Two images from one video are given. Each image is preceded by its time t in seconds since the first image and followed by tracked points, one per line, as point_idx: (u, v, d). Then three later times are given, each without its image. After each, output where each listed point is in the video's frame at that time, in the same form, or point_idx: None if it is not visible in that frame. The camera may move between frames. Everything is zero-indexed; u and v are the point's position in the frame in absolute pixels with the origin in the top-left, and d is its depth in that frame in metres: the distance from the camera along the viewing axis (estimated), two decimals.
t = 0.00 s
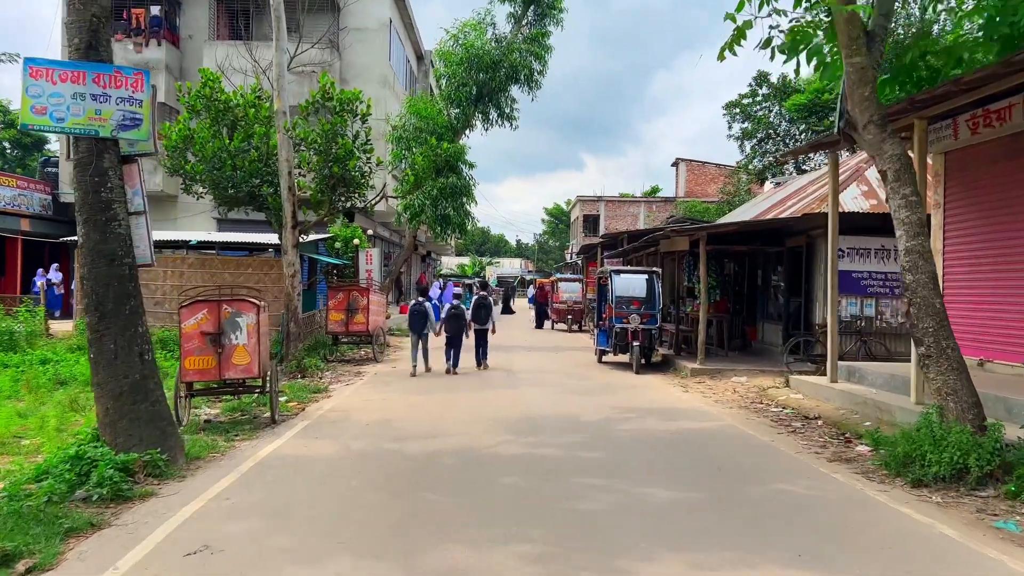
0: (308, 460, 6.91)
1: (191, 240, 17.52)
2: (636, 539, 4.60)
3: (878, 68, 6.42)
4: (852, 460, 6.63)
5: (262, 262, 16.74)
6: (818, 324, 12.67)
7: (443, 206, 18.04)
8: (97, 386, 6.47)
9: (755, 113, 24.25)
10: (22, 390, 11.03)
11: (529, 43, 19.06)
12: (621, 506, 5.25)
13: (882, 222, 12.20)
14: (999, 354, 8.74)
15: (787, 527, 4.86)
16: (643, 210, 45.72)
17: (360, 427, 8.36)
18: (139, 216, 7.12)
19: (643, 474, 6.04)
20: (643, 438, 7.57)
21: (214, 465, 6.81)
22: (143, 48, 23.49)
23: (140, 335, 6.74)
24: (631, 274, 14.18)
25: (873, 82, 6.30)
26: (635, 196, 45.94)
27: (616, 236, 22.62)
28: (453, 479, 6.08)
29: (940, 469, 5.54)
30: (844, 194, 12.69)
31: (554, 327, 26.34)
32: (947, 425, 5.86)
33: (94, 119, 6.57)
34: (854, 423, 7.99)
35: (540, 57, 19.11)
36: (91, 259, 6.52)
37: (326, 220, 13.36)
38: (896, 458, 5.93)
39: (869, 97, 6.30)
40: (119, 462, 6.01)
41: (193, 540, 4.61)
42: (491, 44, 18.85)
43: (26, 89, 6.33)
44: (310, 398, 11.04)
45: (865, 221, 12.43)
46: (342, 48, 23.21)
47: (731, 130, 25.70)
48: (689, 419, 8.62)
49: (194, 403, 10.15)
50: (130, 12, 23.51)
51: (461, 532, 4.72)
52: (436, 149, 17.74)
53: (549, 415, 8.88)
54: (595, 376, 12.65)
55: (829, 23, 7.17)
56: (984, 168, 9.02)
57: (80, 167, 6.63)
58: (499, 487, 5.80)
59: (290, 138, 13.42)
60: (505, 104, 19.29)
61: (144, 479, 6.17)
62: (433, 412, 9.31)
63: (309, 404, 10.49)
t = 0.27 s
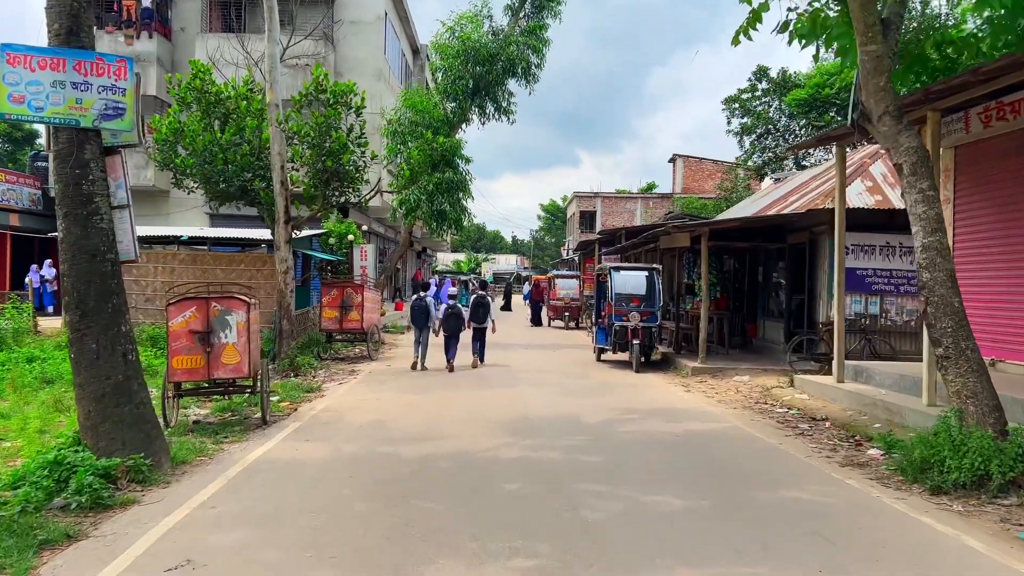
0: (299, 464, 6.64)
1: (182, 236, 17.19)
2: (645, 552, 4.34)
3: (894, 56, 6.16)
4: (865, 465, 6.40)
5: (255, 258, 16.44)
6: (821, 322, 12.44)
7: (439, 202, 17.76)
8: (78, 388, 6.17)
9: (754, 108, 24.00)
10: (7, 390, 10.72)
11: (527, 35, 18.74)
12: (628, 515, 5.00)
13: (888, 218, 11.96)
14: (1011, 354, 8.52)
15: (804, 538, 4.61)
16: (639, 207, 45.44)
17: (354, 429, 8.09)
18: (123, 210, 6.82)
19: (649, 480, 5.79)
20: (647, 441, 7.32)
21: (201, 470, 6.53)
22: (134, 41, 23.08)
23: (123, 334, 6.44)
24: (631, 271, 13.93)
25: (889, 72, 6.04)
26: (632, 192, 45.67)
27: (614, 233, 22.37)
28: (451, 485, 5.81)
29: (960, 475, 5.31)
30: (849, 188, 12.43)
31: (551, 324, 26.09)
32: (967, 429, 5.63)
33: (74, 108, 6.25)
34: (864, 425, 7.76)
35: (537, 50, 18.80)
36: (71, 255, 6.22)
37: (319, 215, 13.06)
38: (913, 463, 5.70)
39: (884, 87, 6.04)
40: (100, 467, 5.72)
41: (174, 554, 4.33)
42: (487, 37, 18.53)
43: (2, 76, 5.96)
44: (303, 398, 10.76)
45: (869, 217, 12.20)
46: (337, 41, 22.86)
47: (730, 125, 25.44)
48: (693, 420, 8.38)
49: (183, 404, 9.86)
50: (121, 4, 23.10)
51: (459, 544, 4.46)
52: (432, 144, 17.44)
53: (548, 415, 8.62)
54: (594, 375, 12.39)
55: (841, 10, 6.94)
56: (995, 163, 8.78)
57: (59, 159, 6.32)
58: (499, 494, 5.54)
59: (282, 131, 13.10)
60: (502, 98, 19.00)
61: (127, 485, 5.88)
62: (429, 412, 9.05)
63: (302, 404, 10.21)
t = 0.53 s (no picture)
0: (295, 469, 6.35)
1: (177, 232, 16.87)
2: (664, 567, 4.07)
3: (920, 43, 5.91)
4: (887, 470, 6.14)
5: (251, 254, 16.14)
6: (830, 321, 12.19)
7: (439, 197, 17.47)
8: (64, 389, 5.88)
9: (757, 104, 23.72)
10: None
11: (528, 29, 18.41)
12: (643, 525, 4.73)
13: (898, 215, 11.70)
14: None
15: (831, 551, 4.34)
16: (639, 204, 45.13)
17: (352, 431, 7.81)
18: (110, 203, 6.51)
19: (663, 488, 5.52)
20: (657, 444, 7.05)
21: (192, 475, 6.24)
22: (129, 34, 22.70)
23: (112, 333, 6.14)
24: (634, 269, 13.67)
25: (915, 59, 5.79)
26: (631, 190, 45.36)
27: (615, 230, 22.09)
28: (455, 492, 5.54)
29: (992, 483, 5.06)
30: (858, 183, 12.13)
31: (550, 322, 25.81)
32: (997, 434, 5.37)
33: (59, 96, 5.94)
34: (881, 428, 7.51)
35: (539, 43, 18.47)
36: (56, 249, 5.92)
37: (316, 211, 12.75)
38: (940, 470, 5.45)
39: (910, 75, 5.79)
40: (86, 474, 5.43)
41: (161, 570, 4.05)
42: (488, 30, 18.21)
43: None
44: (300, 398, 10.48)
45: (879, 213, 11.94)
46: (335, 35, 22.52)
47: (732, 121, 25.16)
48: (703, 423, 8.12)
49: (176, 404, 9.57)
50: None
51: (465, 558, 4.18)
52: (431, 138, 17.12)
53: (553, 417, 8.35)
54: (598, 374, 12.12)
55: None
56: (1013, 157, 8.52)
57: (44, 148, 6.01)
58: (505, 502, 5.27)
59: (278, 124, 12.78)
60: (502, 93, 18.70)
61: (114, 492, 5.60)
62: (430, 414, 8.76)
63: (298, 404, 9.92)
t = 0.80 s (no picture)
0: (289, 477, 6.11)
1: (171, 230, 16.58)
2: None
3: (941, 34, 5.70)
4: (905, 479, 5.92)
5: (246, 253, 15.88)
6: (837, 323, 11.98)
7: (438, 195, 17.22)
8: (47, 394, 5.63)
9: (758, 102, 23.50)
10: None
11: (528, 25, 18.13)
12: (656, 542, 4.50)
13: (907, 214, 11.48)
14: None
15: (857, 570, 4.11)
16: (638, 203, 44.86)
17: (349, 437, 7.56)
18: (96, 200, 6.24)
19: (675, 500, 5.29)
20: (666, 452, 6.82)
21: (182, 483, 5.99)
22: (123, 29, 22.34)
23: (98, 335, 5.87)
24: (637, 269, 13.42)
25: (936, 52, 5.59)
26: (630, 189, 45.11)
27: (615, 229, 21.86)
28: (457, 504, 5.30)
29: (1020, 495, 4.84)
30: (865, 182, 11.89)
31: (549, 322, 25.56)
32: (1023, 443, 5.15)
33: (43, 87, 5.67)
34: (896, 435, 7.29)
35: (539, 39, 18.20)
36: (39, 247, 5.66)
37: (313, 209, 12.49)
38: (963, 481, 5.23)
39: (930, 69, 5.59)
40: (69, 483, 5.18)
41: None
42: (487, 26, 17.95)
43: None
44: (296, 401, 10.24)
45: (887, 213, 11.72)
46: (332, 30, 22.23)
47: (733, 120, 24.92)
48: (711, 428, 7.89)
49: (167, 407, 9.33)
50: None
51: None
52: (430, 135, 16.88)
53: (557, 421, 8.13)
54: (600, 376, 11.90)
55: None
56: None
57: (27, 143, 5.76)
58: (510, 515, 5.03)
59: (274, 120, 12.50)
60: (502, 90, 18.46)
61: (99, 502, 5.35)
62: (429, 417, 8.53)
63: (294, 407, 9.68)
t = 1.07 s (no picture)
0: (278, 484, 5.80)
1: (162, 227, 16.23)
2: None
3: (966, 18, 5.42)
4: (926, 487, 5.64)
5: (239, 250, 15.59)
6: (843, 323, 11.71)
7: (434, 192, 16.92)
8: (20, 397, 5.31)
9: (759, 100, 23.25)
10: None
11: (526, 19, 17.83)
12: (668, 557, 4.20)
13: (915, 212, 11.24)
14: None
15: None
16: (635, 202, 44.59)
17: (342, 441, 7.26)
18: (74, 192, 5.92)
19: (685, 510, 5.00)
20: (673, 457, 6.53)
21: (164, 491, 5.68)
22: (115, 24, 21.90)
23: (75, 335, 5.56)
24: (638, 267, 13.12)
25: (960, 37, 5.33)
26: (628, 188, 44.83)
27: (614, 227, 21.58)
28: (454, 514, 5.00)
29: None
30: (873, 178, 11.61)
31: (547, 322, 25.27)
32: None
33: (16, 72, 5.35)
34: (911, 440, 7.02)
35: (537, 34, 17.90)
36: (13, 242, 5.34)
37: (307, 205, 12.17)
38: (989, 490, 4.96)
39: (954, 55, 5.33)
40: (41, 492, 4.86)
41: None
42: (485, 20, 17.65)
43: None
44: (287, 403, 9.92)
45: (895, 210, 11.45)
46: (327, 25, 21.91)
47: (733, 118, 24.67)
48: (718, 432, 7.61)
49: (155, 409, 9.02)
50: None
51: None
52: (427, 131, 16.59)
53: (558, 424, 7.83)
54: (601, 376, 11.61)
55: None
56: None
57: None
58: (511, 526, 4.73)
59: (267, 114, 12.17)
60: (500, 86, 18.16)
61: (74, 512, 5.04)
62: (425, 420, 8.23)
63: (286, 409, 9.37)
